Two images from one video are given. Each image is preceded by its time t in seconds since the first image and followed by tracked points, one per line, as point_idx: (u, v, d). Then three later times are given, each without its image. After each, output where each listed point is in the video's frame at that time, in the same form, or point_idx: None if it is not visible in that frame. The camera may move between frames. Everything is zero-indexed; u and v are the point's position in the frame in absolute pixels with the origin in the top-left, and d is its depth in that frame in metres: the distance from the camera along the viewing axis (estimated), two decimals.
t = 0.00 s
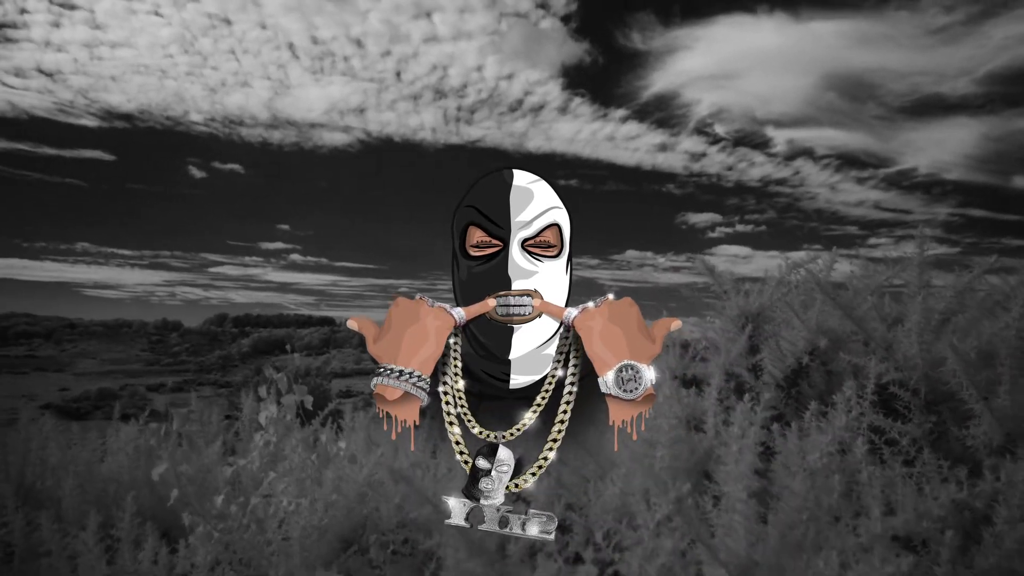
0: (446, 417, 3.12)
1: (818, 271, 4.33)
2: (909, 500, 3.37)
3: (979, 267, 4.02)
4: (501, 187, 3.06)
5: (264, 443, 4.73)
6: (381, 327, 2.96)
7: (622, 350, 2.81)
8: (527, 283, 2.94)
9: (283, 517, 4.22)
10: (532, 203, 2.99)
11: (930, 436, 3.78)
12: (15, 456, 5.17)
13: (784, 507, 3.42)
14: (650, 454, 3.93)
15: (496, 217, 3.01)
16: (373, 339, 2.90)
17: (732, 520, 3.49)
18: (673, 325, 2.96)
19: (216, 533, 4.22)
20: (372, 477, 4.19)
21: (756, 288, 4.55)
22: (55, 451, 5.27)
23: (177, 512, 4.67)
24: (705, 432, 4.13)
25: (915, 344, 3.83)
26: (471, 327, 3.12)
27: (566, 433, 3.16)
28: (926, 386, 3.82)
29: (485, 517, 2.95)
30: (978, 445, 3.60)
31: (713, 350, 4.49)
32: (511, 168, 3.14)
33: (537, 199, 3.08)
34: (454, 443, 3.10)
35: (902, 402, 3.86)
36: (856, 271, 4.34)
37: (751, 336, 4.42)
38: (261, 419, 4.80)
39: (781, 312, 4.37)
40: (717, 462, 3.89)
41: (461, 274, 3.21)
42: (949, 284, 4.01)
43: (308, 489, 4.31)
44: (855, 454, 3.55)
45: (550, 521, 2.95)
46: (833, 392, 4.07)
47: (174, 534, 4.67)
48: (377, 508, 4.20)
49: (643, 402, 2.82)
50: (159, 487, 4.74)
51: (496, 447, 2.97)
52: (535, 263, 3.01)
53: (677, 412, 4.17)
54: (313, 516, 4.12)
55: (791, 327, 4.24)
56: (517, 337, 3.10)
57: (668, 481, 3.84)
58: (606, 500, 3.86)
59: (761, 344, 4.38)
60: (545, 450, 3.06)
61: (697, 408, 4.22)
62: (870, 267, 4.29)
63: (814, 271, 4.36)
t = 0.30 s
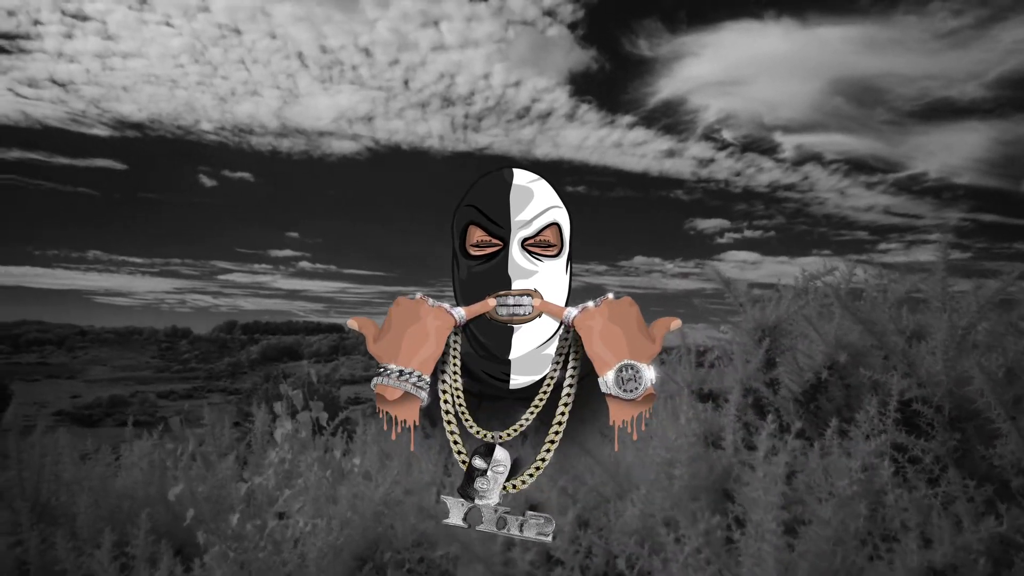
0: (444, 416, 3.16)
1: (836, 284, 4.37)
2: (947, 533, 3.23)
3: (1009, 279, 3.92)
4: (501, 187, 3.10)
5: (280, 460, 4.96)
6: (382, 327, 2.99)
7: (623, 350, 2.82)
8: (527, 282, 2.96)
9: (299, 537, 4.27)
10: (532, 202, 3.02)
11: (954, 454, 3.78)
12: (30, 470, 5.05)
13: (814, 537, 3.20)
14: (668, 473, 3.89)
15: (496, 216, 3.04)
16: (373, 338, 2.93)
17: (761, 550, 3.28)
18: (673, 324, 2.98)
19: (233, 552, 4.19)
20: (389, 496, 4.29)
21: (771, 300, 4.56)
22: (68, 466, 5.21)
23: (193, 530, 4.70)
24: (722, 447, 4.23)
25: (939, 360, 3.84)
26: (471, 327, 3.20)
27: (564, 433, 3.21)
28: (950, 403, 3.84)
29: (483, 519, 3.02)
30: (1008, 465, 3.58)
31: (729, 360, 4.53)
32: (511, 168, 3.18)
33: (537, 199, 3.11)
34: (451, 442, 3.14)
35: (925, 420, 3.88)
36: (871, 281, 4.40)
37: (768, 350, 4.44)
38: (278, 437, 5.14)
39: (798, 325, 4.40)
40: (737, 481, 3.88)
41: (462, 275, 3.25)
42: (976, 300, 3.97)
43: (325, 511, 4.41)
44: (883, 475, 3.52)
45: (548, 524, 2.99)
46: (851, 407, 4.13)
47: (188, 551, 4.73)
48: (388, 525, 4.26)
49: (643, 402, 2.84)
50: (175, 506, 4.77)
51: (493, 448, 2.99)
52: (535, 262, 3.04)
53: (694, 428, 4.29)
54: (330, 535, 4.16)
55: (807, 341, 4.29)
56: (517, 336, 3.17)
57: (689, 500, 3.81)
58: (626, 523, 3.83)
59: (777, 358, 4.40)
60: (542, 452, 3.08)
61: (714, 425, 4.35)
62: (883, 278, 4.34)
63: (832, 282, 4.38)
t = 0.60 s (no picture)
0: (445, 416, 3.28)
1: (857, 302, 4.46)
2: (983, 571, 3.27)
3: None
4: (501, 186, 3.21)
5: (297, 480, 4.84)
6: (382, 328, 3.06)
7: (623, 350, 2.90)
8: (527, 283, 3.07)
9: (319, 560, 4.28)
10: (532, 202, 3.13)
11: (982, 473, 3.81)
12: (47, 488, 5.05)
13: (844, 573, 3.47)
14: (690, 497, 4.11)
15: (496, 217, 3.14)
16: (373, 339, 3.01)
17: None
18: (672, 324, 3.08)
19: None
20: (407, 517, 4.54)
21: (788, 315, 4.57)
22: (84, 483, 5.20)
23: (210, 551, 4.72)
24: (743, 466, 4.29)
25: (966, 380, 3.83)
26: (471, 327, 3.30)
27: (564, 433, 3.31)
28: (977, 423, 3.85)
29: (484, 519, 3.11)
30: None
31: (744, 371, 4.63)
32: (511, 168, 3.28)
33: (537, 198, 3.22)
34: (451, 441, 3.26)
35: (951, 439, 3.89)
36: (887, 293, 4.46)
37: (788, 366, 4.45)
38: (295, 455, 4.93)
39: (817, 341, 4.40)
40: (757, 501, 4.08)
41: (463, 275, 3.35)
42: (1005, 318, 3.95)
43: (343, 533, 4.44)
44: (908, 498, 3.64)
45: (548, 524, 3.08)
46: (874, 425, 4.13)
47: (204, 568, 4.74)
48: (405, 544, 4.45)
49: (643, 402, 2.91)
50: (195, 530, 4.79)
51: (493, 448, 3.10)
52: (535, 263, 3.14)
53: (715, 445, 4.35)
54: (351, 557, 4.26)
55: (828, 358, 4.33)
56: (517, 336, 3.28)
57: (711, 523, 4.06)
58: (649, 547, 4.06)
59: (796, 374, 4.43)
60: (543, 451, 3.21)
61: (732, 442, 4.38)
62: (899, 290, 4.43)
63: (848, 297, 4.52)
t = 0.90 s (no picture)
0: (447, 418, 3.31)
1: (874, 314, 4.49)
2: None
3: None
4: (501, 186, 3.29)
5: (312, 497, 4.91)
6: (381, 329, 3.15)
7: (622, 350, 3.03)
8: (527, 283, 3.17)
9: None
10: (531, 203, 3.22)
11: (1003, 489, 3.92)
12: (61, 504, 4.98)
13: None
14: (709, 518, 4.05)
15: (496, 217, 3.22)
16: (373, 339, 3.10)
17: None
18: (671, 325, 3.20)
19: None
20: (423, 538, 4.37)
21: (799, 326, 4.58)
22: (99, 498, 5.20)
23: (225, 570, 4.73)
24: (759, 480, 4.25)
25: (988, 395, 3.97)
26: (471, 327, 3.32)
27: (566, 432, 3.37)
28: (999, 438, 3.97)
29: (487, 519, 3.17)
30: None
31: (756, 381, 4.64)
32: (511, 169, 3.36)
33: (536, 198, 3.30)
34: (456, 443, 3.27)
35: (972, 454, 3.99)
36: (903, 317, 4.46)
37: (804, 379, 4.42)
38: (308, 473, 5.06)
39: (831, 354, 4.43)
40: (775, 518, 4.08)
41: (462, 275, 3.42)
42: None
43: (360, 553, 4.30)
44: (934, 517, 3.68)
45: (551, 521, 3.17)
46: (890, 439, 4.20)
47: None
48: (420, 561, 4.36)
49: (643, 402, 3.02)
50: (210, 551, 4.80)
51: (498, 448, 3.16)
52: (535, 263, 3.23)
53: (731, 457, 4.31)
54: None
55: (843, 370, 4.37)
56: (517, 336, 3.32)
57: (728, 540, 4.03)
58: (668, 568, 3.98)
59: (811, 387, 4.40)
60: (547, 449, 3.27)
61: (749, 457, 4.32)
62: (910, 302, 4.48)
63: (863, 308, 4.53)
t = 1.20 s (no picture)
0: (454, 421, 3.47)
1: (891, 326, 4.50)
2: None
3: None
4: (501, 187, 3.39)
5: (327, 514, 4.67)
6: (381, 329, 3.23)
7: (622, 350, 3.10)
8: (527, 283, 3.25)
9: None
10: (531, 204, 3.31)
11: None
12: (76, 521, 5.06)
13: None
14: (728, 540, 4.04)
15: (496, 218, 3.31)
16: (374, 340, 3.17)
17: None
18: (670, 326, 3.22)
19: None
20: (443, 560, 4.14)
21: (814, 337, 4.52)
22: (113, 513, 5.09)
23: None
24: (778, 496, 4.20)
25: (1011, 412, 4.03)
26: (470, 328, 3.45)
27: (573, 429, 3.47)
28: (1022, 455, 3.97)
29: (494, 518, 3.26)
30: None
31: (772, 392, 4.61)
32: (511, 170, 3.46)
33: (537, 199, 3.40)
34: (463, 447, 3.43)
35: (993, 471, 3.98)
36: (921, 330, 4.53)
37: (819, 393, 4.30)
38: (322, 490, 4.58)
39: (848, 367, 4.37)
40: (793, 535, 4.08)
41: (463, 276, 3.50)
42: None
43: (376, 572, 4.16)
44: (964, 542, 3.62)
45: (557, 518, 3.25)
46: (907, 453, 4.20)
47: None
48: None
49: (642, 402, 3.09)
50: (226, 568, 4.73)
51: (506, 448, 3.29)
52: (535, 263, 3.31)
53: (749, 474, 4.28)
54: None
55: (859, 386, 4.42)
56: (517, 336, 3.42)
57: (745, 559, 4.03)
58: None
59: (826, 399, 4.29)
60: (554, 446, 3.38)
61: (765, 472, 4.30)
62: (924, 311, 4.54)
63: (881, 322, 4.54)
